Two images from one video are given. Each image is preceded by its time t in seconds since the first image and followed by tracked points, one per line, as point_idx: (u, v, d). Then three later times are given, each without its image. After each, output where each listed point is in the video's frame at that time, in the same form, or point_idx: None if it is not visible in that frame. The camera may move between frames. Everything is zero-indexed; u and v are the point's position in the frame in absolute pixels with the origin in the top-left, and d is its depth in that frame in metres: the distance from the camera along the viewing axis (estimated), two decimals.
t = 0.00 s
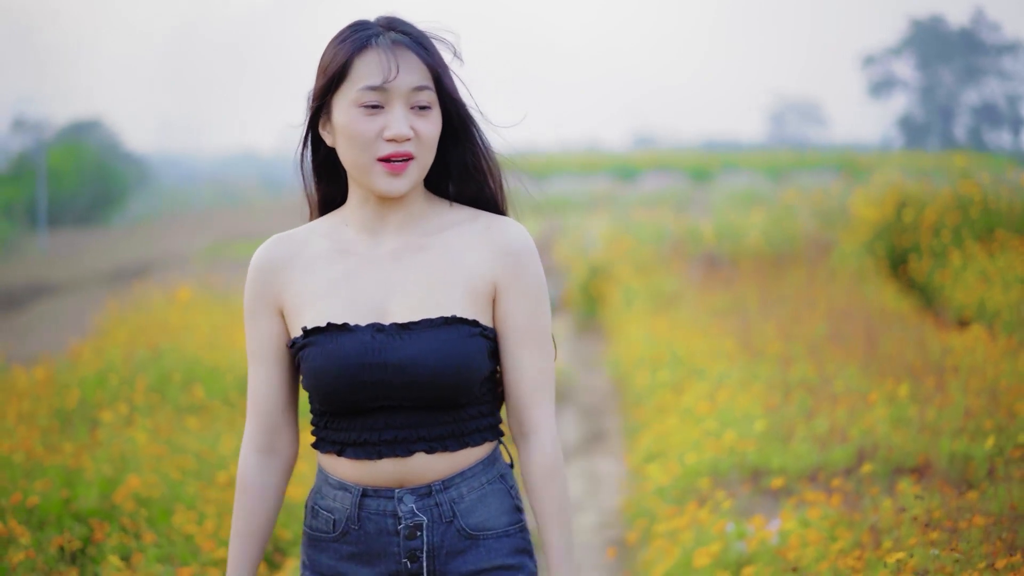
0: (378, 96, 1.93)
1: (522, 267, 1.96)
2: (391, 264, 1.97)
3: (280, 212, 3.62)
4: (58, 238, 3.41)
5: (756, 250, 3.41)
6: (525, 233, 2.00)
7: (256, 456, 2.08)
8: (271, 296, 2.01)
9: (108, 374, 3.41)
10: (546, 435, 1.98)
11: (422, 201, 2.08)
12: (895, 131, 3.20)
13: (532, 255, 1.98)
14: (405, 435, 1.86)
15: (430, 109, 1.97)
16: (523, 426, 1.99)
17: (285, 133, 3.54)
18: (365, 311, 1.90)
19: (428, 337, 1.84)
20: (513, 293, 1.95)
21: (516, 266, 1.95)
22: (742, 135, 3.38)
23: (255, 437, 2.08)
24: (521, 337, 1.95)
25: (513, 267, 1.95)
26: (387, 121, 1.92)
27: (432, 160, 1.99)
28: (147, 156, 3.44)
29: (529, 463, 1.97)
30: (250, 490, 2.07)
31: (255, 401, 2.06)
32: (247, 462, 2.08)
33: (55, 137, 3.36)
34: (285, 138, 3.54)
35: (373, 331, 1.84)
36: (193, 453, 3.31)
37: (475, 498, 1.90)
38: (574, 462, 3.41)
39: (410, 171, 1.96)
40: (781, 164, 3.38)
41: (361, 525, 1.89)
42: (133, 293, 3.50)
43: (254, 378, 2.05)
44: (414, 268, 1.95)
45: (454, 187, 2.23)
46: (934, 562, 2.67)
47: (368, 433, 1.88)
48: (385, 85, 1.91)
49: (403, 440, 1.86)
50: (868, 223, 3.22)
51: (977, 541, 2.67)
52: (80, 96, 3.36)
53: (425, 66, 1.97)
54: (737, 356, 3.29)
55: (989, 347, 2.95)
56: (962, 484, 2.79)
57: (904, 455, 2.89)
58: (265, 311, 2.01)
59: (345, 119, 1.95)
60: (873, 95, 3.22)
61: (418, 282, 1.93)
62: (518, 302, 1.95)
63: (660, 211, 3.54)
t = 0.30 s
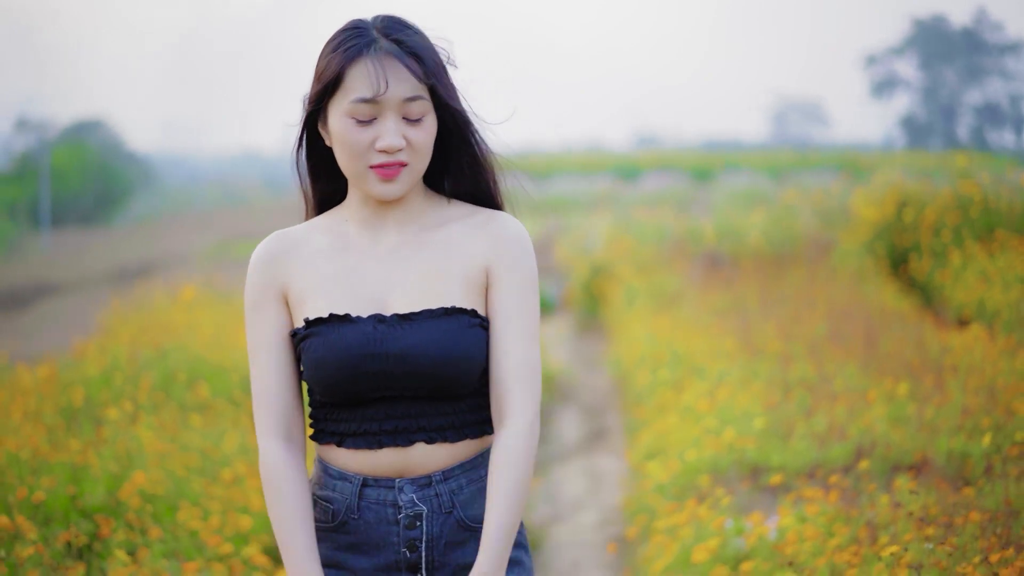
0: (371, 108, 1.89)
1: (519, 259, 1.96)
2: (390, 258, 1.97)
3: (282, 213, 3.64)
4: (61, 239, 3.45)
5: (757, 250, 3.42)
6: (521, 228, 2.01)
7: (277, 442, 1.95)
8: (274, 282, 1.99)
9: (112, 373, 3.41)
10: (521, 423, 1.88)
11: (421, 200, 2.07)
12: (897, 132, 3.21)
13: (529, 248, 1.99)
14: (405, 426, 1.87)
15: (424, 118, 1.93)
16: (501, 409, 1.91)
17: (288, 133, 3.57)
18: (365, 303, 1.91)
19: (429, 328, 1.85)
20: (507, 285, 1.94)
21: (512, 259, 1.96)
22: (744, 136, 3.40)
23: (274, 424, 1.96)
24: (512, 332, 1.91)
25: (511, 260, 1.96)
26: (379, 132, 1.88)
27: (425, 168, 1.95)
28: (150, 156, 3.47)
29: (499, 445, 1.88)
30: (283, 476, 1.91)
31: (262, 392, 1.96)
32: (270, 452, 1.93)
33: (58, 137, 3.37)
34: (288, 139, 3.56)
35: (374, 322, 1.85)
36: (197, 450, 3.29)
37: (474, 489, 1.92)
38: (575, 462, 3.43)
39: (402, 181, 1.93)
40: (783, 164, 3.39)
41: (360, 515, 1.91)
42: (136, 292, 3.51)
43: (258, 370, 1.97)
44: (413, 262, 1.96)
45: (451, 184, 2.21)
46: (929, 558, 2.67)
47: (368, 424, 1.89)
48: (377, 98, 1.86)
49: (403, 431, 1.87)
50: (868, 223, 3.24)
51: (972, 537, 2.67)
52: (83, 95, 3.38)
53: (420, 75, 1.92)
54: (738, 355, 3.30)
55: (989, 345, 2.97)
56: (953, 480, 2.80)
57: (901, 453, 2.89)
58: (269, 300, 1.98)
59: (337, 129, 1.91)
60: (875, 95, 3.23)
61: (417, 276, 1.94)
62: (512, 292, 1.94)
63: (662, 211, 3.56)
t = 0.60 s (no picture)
0: (369, 116, 1.89)
1: (520, 253, 1.99)
2: (392, 254, 1.99)
3: (287, 213, 3.67)
4: (67, 238, 3.47)
5: (759, 250, 3.45)
6: (520, 224, 2.03)
7: (276, 414, 1.92)
8: (279, 273, 1.99)
9: (117, 372, 3.44)
10: (512, 397, 1.86)
11: (423, 200, 2.10)
12: (901, 131, 3.21)
13: (530, 245, 2.01)
14: (409, 422, 1.89)
15: (423, 126, 1.93)
16: (492, 382, 1.89)
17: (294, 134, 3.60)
18: (368, 301, 1.93)
19: (434, 325, 1.86)
20: (507, 279, 1.96)
21: (510, 252, 1.98)
22: (747, 135, 3.39)
23: (272, 400, 1.93)
24: (511, 319, 1.91)
25: (512, 255, 1.98)
26: (377, 141, 1.89)
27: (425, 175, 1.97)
28: (153, 156, 3.48)
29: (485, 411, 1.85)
30: (285, 438, 1.87)
31: (261, 377, 1.94)
32: (270, 424, 1.90)
33: (62, 137, 3.39)
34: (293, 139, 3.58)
35: (380, 319, 1.86)
36: (204, 448, 3.27)
37: (475, 485, 1.93)
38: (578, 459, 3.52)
39: (401, 188, 1.95)
40: (787, 164, 3.40)
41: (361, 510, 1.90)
42: (141, 292, 3.55)
43: (258, 359, 1.96)
44: (414, 259, 1.98)
45: (449, 185, 2.19)
46: (927, 552, 2.57)
47: (371, 420, 1.90)
48: (374, 107, 1.87)
49: (406, 427, 1.89)
50: (869, 222, 3.26)
51: (969, 533, 2.60)
52: (86, 95, 3.38)
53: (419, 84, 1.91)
54: (740, 354, 3.32)
55: (990, 346, 2.95)
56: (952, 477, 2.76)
57: (901, 451, 2.86)
58: (274, 290, 1.98)
59: (337, 135, 1.93)
60: (879, 95, 3.24)
61: (419, 274, 1.96)
62: (512, 283, 1.95)
63: (666, 211, 3.57)
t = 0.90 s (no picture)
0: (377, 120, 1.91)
1: (529, 258, 2.01)
2: (399, 255, 2.01)
3: (293, 212, 3.68)
4: (74, 238, 3.48)
5: (765, 249, 3.44)
6: (527, 228, 2.06)
7: (279, 411, 1.94)
8: (285, 274, 2.01)
9: (127, 370, 3.47)
10: (520, 399, 1.88)
11: (431, 202, 2.12)
12: (907, 131, 3.21)
13: (538, 249, 2.04)
14: (415, 423, 1.90)
15: (431, 130, 1.95)
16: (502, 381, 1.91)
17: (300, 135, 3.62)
18: (375, 301, 1.94)
19: (442, 326, 1.88)
20: (515, 282, 1.98)
21: (518, 253, 2.01)
22: (753, 134, 3.39)
23: (276, 398, 1.95)
24: (520, 322, 1.94)
25: (520, 258, 2.00)
26: (385, 144, 1.91)
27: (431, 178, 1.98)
28: (161, 155, 3.51)
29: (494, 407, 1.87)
30: (286, 434, 1.89)
31: (267, 376, 1.96)
32: (273, 421, 1.92)
33: (69, 137, 3.41)
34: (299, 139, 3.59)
35: (388, 320, 1.87)
36: (215, 445, 3.35)
37: (480, 486, 1.94)
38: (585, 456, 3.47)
39: (408, 191, 1.96)
40: (793, 164, 3.40)
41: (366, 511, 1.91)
42: (150, 290, 3.54)
43: (264, 359, 1.97)
44: (421, 260, 2.00)
45: (457, 188, 2.21)
46: (929, 547, 2.69)
47: (377, 420, 1.91)
48: (382, 112, 1.89)
49: (413, 427, 1.90)
50: (874, 222, 3.26)
51: (972, 528, 2.70)
52: (94, 95, 3.41)
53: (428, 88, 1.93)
54: (744, 352, 3.33)
55: (993, 344, 2.99)
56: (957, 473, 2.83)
57: (905, 448, 2.92)
58: (278, 290, 2.00)
59: (345, 138, 1.94)
60: (886, 95, 3.23)
61: (427, 275, 1.98)
62: (522, 285, 1.98)
63: (672, 210, 3.57)
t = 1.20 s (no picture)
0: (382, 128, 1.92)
1: (536, 270, 2.03)
2: (406, 265, 2.02)
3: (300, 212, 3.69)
4: (80, 237, 3.48)
5: (772, 249, 3.42)
6: (534, 240, 2.07)
7: (280, 434, 2.00)
8: (287, 290, 2.03)
9: (139, 370, 3.49)
10: (540, 424, 1.95)
11: (437, 210, 2.13)
12: (914, 131, 3.22)
13: (544, 260, 2.05)
14: (421, 432, 1.92)
15: (436, 138, 1.95)
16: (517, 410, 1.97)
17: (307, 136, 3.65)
18: (380, 309, 1.96)
19: (447, 335, 1.90)
20: (523, 294, 2.00)
21: (525, 265, 2.02)
22: (759, 133, 3.40)
23: (278, 419, 2.01)
24: (531, 339, 1.98)
25: (528, 270, 2.02)
26: (389, 152, 1.92)
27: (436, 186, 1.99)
28: (167, 155, 3.51)
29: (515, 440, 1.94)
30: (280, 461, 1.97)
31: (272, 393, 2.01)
32: (273, 443, 1.99)
33: (77, 137, 3.43)
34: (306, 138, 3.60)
35: (393, 329, 1.90)
36: (228, 444, 3.41)
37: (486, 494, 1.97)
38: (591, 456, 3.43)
39: (413, 199, 1.97)
40: (800, 165, 3.39)
41: (374, 520, 1.93)
42: (160, 291, 3.56)
43: (270, 375, 2.02)
44: (428, 270, 2.01)
45: (463, 196, 2.22)
46: (933, 543, 2.81)
47: (383, 430, 1.93)
48: (386, 119, 1.90)
49: (418, 437, 1.92)
50: (881, 222, 3.25)
51: (975, 524, 2.82)
52: (101, 95, 3.42)
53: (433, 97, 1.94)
54: (750, 352, 3.34)
55: (998, 343, 3.05)
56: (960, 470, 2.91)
57: (908, 446, 2.99)
58: (281, 306, 2.03)
59: (350, 145, 1.96)
60: (893, 95, 3.24)
61: (433, 284, 1.99)
62: (532, 300, 2.00)
63: (679, 210, 3.55)
